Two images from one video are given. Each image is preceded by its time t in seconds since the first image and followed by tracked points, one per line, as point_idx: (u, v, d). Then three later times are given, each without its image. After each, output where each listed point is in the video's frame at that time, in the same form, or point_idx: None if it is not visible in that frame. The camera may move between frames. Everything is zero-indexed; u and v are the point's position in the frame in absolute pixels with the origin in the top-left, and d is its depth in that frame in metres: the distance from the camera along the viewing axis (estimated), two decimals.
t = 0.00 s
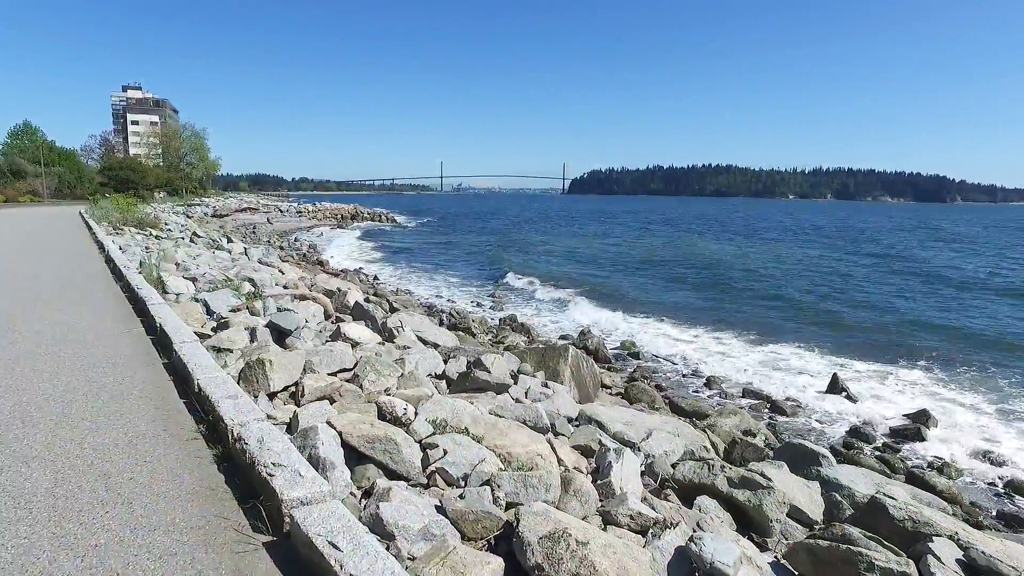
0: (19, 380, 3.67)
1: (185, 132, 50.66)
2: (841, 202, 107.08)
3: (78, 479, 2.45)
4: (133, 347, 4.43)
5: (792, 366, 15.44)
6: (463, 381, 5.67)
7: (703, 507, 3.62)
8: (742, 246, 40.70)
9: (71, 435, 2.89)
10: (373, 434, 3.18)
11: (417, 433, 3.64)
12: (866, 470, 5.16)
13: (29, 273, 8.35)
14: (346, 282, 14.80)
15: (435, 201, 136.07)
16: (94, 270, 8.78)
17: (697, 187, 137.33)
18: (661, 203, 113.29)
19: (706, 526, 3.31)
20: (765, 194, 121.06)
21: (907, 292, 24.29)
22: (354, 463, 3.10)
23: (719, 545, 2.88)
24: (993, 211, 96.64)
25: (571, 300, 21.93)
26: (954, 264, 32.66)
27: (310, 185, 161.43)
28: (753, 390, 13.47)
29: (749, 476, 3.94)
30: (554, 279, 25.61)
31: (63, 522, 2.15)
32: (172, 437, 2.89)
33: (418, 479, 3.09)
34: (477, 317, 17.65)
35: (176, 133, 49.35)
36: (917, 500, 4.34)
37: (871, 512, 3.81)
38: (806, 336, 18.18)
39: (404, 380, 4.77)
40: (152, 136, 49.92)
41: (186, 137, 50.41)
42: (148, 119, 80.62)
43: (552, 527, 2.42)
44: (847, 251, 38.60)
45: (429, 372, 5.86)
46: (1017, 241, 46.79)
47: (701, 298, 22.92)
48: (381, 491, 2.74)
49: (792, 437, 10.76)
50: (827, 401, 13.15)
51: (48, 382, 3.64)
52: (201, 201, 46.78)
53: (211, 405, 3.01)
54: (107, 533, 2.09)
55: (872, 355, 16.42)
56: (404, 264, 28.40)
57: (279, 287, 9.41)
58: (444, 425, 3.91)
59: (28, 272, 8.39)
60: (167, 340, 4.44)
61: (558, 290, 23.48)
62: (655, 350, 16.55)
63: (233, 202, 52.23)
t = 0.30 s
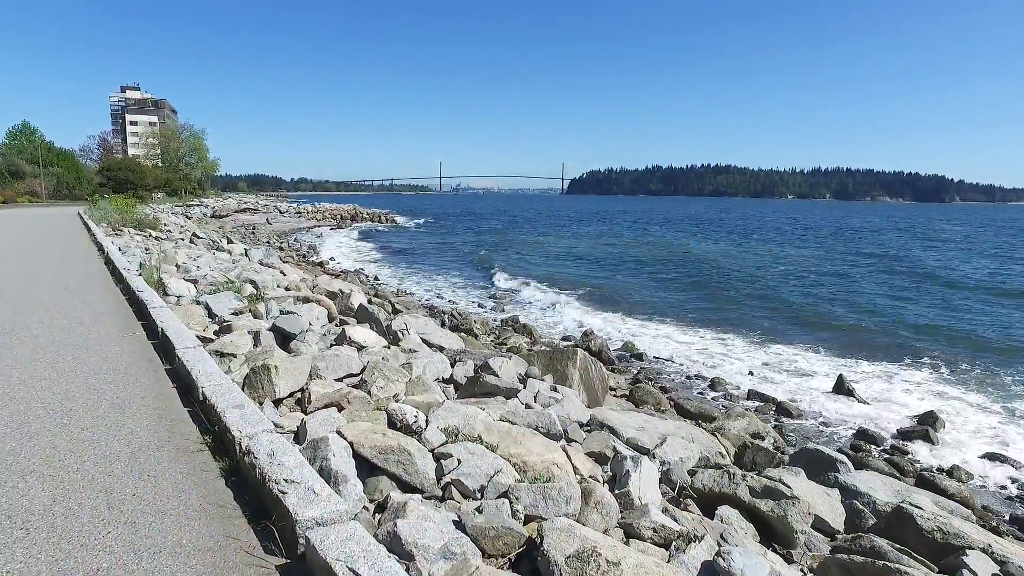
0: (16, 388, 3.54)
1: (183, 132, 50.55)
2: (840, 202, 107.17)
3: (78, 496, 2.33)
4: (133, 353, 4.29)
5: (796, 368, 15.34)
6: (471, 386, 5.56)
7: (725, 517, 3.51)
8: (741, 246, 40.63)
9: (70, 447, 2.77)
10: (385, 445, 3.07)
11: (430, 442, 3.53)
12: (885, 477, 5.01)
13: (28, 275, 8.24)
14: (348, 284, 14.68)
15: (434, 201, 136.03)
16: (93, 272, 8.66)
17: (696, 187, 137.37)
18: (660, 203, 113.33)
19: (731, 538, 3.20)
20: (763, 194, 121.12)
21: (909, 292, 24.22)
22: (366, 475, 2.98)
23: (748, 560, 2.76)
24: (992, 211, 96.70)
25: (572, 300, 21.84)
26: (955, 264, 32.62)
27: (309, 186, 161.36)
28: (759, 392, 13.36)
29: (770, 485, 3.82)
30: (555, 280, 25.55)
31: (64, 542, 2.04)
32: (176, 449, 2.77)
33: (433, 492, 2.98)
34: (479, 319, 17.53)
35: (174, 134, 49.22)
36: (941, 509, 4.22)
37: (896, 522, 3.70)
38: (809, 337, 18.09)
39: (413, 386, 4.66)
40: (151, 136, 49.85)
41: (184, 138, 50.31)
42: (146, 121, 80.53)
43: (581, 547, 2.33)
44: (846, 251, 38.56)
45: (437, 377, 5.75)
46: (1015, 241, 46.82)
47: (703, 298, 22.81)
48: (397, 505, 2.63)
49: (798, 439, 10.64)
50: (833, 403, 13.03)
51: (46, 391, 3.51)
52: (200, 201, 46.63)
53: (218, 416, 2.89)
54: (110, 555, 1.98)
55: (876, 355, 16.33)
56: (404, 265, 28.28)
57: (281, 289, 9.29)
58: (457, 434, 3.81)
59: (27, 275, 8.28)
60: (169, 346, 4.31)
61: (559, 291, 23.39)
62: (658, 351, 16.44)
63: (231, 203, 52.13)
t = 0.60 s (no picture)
0: (11, 394, 3.40)
1: (182, 131, 50.31)
2: (840, 202, 107.08)
3: (74, 513, 2.19)
4: (132, 357, 4.14)
5: (801, 369, 15.17)
6: (479, 389, 5.41)
7: (749, 527, 3.39)
8: (742, 245, 40.52)
9: (66, 458, 2.63)
10: (397, 455, 2.93)
11: (442, 450, 3.39)
12: (905, 483, 4.85)
13: (27, 275, 8.10)
14: (349, 284, 14.52)
15: (433, 200, 135.86)
16: (91, 272, 8.50)
17: (695, 186, 137.26)
18: (660, 202, 113.22)
19: (759, 551, 3.09)
20: (763, 194, 120.98)
21: (912, 292, 24.08)
22: (377, 485, 2.84)
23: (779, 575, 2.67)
24: (992, 211, 96.61)
25: (574, 300, 21.71)
26: (957, 264, 32.49)
27: (309, 185, 161.16)
28: (764, 393, 13.22)
29: (795, 494, 3.69)
30: (556, 280, 25.41)
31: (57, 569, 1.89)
32: (178, 460, 2.63)
33: (447, 503, 2.84)
34: (481, 319, 17.36)
35: (173, 133, 48.96)
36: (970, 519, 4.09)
37: (926, 531, 3.61)
38: (813, 337, 17.96)
39: (422, 391, 4.51)
40: (149, 135, 49.61)
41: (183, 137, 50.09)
42: (145, 120, 80.28)
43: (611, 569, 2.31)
44: (848, 251, 38.44)
45: (445, 380, 5.61)
46: (1016, 241, 46.75)
47: (705, 298, 22.67)
48: (411, 519, 2.49)
49: (806, 442, 10.49)
50: (839, 404, 12.88)
51: (42, 396, 3.36)
52: (199, 201, 46.39)
53: (222, 424, 2.74)
54: None
55: (880, 355, 16.20)
56: (404, 265, 28.11)
57: (283, 289, 9.14)
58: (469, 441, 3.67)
59: (24, 275, 8.12)
60: (170, 348, 4.16)
61: (561, 291, 23.24)
62: (661, 352, 16.30)
63: (230, 202, 51.89)
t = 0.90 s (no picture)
0: (5, 405, 3.25)
1: (181, 130, 50.19)
2: (839, 201, 107.17)
3: (70, 540, 2.04)
4: (132, 364, 3.99)
5: (807, 370, 15.03)
6: (490, 396, 5.25)
7: (779, 543, 3.25)
8: (743, 245, 40.45)
9: (62, 476, 2.48)
10: (412, 470, 2.78)
11: (457, 462, 3.25)
12: (929, 492, 4.69)
13: (25, 278, 7.96)
14: (351, 285, 14.37)
15: (433, 201, 135.83)
16: (90, 274, 8.35)
17: (694, 186, 137.36)
18: (659, 202, 113.08)
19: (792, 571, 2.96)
20: (763, 193, 120.90)
21: (915, 292, 23.99)
22: (391, 503, 2.69)
23: None
24: (991, 211, 96.67)
25: (576, 301, 21.57)
26: (958, 264, 32.42)
27: (309, 185, 160.94)
28: (770, 396, 13.07)
29: (823, 507, 3.55)
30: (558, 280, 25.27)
31: None
32: (182, 477, 2.49)
33: (466, 521, 2.70)
34: (483, 320, 17.21)
35: (172, 133, 48.79)
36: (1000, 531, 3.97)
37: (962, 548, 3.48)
38: (818, 338, 17.82)
39: (432, 398, 4.36)
40: (148, 135, 49.44)
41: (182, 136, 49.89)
42: (144, 120, 80.15)
43: None
44: (849, 251, 38.33)
45: (453, 386, 5.45)
46: (1016, 241, 46.75)
47: (707, 298, 22.55)
48: (430, 541, 2.36)
49: (815, 446, 10.34)
50: (846, 407, 12.74)
51: (38, 408, 3.22)
52: (199, 201, 46.23)
53: (227, 439, 2.59)
54: None
55: (886, 355, 16.07)
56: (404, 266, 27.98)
57: (285, 291, 8.99)
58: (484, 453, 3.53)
59: (21, 278, 7.97)
60: (170, 355, 4.01)
61: (563, 292, 23.10)
62: (665, 353, 16.17)
63: (230, 202, 51.77)
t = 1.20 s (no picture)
0: (3, 414, 3.12)
1: (181, 130, 50.09)
2: (839, 202, 107.21)
3: (70, 562, 1.92)
4: (134, 370, 3.86)
5: (812, 372, 14.91)
6: (500, 402, 5.13)
7: (808, 558, 3.13)
8: (744, 246, 40.41)
9: (61, 492, 2.35)
10: (429, 483, 2.65)
11: (474, 474, 3.13)
12: (952, 501, 4.54)
13: (24, 279, 7.85)
14: (353, 286, 14.24)
15: (433, 201, 135.75)
16: (90, 276, 8.21)
17: (694, 187, 137.42)
18: (659, 202, 113.05)
19: None
20: (763, 194, 120.95)
21: (918, 293, 23.89)
22: (408, 518, 2.56)
23: None
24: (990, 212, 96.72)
25: (579, 302, 21.44)
26: (959, 265, 32.35)
27: (309, 185, 160.95)
28: (777, 398, 12.93)
29: (851, 520, 3.42)
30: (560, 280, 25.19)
31: None
32: (188, 491, 2.36)
33: (486, 537, 2.58)
34: (486, 321, 17.08)
35: (172, 133, 48.67)
36: None
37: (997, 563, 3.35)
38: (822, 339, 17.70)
39: (443, 405, 4.23)
40: (148, 135, 49.30)
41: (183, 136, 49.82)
42: (144, 120, 80.03)
43: None
44: (850, 251, 38.28)
45: (463, 391, 5.33)
46: (1016, 241, 46.71)
47: (710, 299, 22.44)
48: (451, 561, 2.23)
49: (824, 451, 10.20)
50: (853, 410, 12.60)
51: (38, 416, 3.09)
52: (199, 202, 46.10)
53: (236, 453, 2.46)
54: None
55: (892, 357, 15.95)
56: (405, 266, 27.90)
57: (287, 293, 8.84)
58: (501, 463, 3.42)
59: (21, 279, 7.85)
60: (174, 361, 3.88)
61: (565, 292, 22.95)
62: (669, 354, 16.06)
63: (230, 203, 51.66)
